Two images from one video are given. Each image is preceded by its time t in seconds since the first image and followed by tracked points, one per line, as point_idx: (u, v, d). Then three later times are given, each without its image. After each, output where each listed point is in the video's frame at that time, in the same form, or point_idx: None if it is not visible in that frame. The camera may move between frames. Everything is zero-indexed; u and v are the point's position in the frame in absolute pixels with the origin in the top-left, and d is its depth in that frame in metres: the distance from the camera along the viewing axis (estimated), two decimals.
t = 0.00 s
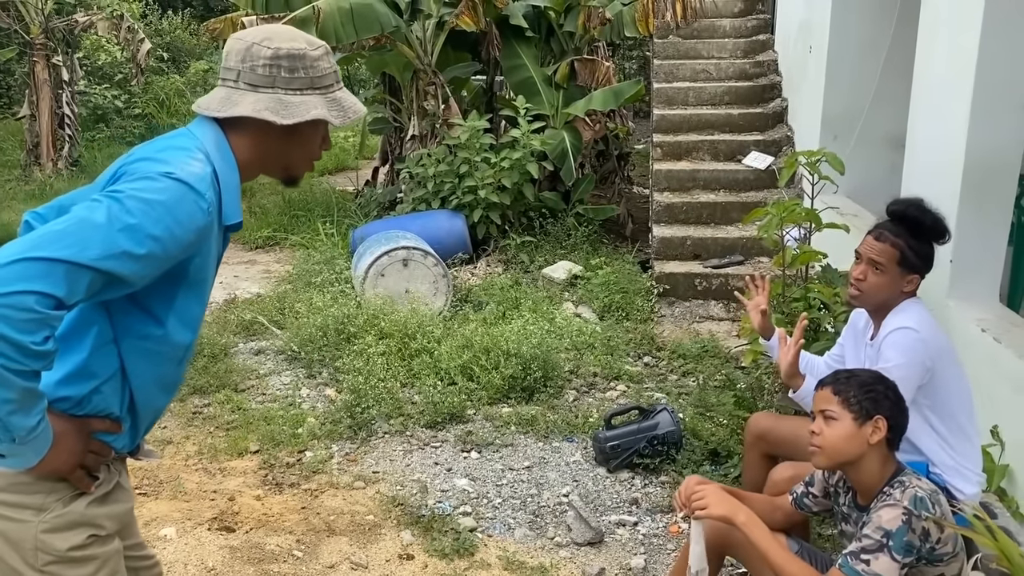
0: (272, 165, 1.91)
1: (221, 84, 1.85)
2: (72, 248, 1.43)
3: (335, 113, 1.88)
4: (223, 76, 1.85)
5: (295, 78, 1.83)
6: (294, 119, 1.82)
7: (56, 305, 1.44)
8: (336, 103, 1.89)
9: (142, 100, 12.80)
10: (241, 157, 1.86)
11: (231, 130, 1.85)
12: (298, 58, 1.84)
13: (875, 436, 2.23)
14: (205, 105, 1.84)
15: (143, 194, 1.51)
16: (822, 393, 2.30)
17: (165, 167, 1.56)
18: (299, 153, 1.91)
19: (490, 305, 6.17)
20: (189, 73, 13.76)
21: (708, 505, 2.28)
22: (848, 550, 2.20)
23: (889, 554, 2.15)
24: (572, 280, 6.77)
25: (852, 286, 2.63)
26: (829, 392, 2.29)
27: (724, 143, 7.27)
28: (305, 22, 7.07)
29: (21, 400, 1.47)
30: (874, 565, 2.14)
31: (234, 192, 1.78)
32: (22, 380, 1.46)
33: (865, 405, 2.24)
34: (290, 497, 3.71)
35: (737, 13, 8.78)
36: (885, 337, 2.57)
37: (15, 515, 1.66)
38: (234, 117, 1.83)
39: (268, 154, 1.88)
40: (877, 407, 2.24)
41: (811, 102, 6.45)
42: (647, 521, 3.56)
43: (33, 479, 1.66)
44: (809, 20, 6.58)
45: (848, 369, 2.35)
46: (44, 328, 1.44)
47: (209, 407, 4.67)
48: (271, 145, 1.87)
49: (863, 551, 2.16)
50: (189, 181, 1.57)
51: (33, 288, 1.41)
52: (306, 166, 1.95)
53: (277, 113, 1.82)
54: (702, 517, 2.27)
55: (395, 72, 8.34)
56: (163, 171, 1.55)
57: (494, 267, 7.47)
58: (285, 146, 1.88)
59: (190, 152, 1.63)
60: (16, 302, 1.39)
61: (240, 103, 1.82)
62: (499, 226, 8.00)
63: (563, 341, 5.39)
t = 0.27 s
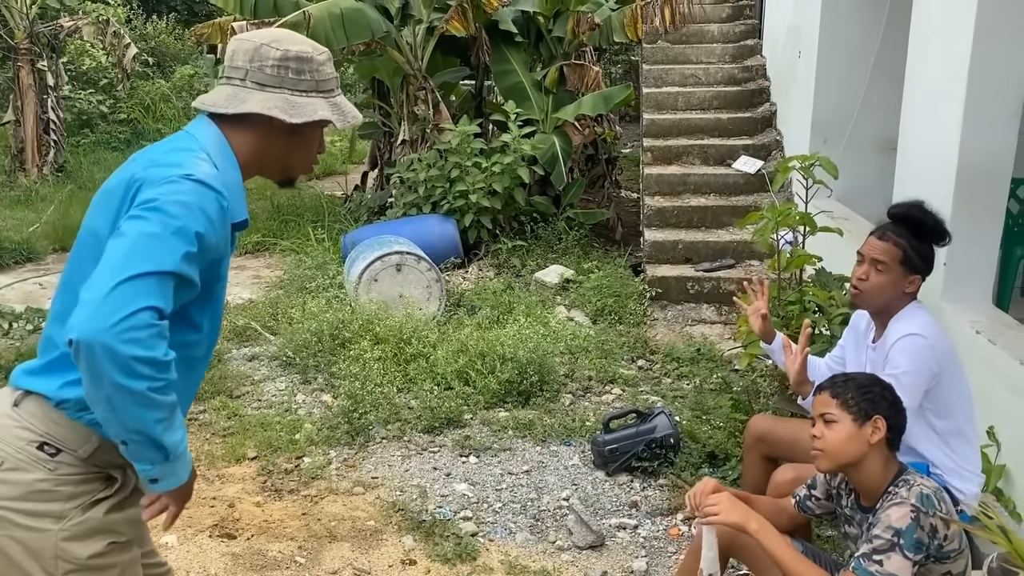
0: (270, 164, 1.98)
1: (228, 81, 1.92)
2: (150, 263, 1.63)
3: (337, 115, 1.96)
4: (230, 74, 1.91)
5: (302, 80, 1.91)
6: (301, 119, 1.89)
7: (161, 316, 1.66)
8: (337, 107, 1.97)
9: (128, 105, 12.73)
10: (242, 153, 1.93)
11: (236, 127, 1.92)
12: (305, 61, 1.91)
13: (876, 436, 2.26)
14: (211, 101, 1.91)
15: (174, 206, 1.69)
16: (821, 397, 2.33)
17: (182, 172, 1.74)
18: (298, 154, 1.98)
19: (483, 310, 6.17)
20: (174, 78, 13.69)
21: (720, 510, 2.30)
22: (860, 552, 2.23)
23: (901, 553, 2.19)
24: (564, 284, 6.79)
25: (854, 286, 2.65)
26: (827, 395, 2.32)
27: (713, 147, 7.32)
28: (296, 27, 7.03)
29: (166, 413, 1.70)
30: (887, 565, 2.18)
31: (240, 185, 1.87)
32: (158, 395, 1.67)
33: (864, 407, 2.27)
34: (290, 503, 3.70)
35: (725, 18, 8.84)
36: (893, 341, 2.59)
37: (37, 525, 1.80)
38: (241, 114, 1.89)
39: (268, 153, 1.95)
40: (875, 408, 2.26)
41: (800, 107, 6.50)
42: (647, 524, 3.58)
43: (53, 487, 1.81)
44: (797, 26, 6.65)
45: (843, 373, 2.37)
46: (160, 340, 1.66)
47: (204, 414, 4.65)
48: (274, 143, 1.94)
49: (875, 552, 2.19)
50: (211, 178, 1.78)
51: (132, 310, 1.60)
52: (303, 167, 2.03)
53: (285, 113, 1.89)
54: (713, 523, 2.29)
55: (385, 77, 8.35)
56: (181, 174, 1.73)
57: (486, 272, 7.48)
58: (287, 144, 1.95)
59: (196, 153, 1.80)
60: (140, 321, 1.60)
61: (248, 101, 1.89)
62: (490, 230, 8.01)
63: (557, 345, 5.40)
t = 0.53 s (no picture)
0: (284, 186, 1.93)
1: (240, 106, 1.87)
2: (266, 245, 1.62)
3: (349, 135, 1.91)
4: (241, 100, 1.86)
5: (313, 99, 1.86)
6: (315, 136, 1.84)
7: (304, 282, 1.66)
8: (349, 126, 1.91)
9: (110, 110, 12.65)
10: (256, 174, 1.89)
11: (250, 148, 1.87)
12: (315, 81, 1.86)
13: (878, 435, 2.29)
14: (225, 126, 1.86)
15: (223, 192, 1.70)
16: (822, 399, 2.36)
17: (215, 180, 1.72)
18: (311, 175, 1.93)
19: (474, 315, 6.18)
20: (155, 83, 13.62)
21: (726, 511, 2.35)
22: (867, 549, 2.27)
23: (908, 548, 2.22)
24: (554, 287, 6.81)
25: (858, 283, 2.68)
26: (828, 397, 2.35)
27: (701, 151, 7.37)
28: (285, 31, 6.99)
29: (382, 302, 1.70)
30: (895, 560, 2.22)
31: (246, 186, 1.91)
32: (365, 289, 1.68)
33: (864, 407, 2.30)
34: (291, 509, 3.70)
35: (710, 23, 8.91)
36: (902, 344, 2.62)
37: (43, 539, 1.80)
38: (255, 135, 1.85)
39: (285, 174, 1.90)
40: (876, 407, 2.30)
41: (787, 111, 6.57)
42: (647, 526, 3.61)
43: (58, 500, 1.81)
44: (784, 31, 6.71)
45: (845, 374, 2.40)
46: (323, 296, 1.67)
47: (199, 420, 4.64)
48: (288, 164, 1.89)
49: (883, 547, 2.23)
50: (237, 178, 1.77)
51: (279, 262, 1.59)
52: (315, 189, 1.98)
53: (298, 131, 1.84)
54: (722, 525, 2.35)
55: (373, 81, 8.34)
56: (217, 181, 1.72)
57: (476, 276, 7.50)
58: (301, 164, 1.90)
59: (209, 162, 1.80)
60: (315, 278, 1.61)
61: (263, 122, 1.84)
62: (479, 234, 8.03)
63: (550, 348, 5.43)
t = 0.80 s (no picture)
0: (300, 180, 2.02)
1: (250, 107, 1.96)
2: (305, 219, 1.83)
3: (356, 126, 2.00)
4: (251, 100, 1.96)
5: (318, 95, 1.95)
6: (324, 128, 1.94)
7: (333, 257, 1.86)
8: (353, 118, 2.00)
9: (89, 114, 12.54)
10: (272, 170, 1.98)
11: (264, 146, 1.96)
12: (319, 77, 1.95)
13: (877, 430, 2.34)
14: (238, 127, 1.96)
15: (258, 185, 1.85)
16: (821, 396, 2.40)
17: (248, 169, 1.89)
18: (323, 168, 2.03)
19: (465, 319, 6.20)
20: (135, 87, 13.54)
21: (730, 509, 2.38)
22: (870, 541, 2.31)
23: (909, 539, 2.27)
24: (543, 290, 6.85)
25: (861, 279, 2.73)
26: (828, 394, 2.39)
27: (687, 155, 7.44)
28: (272, 35, 6.98)
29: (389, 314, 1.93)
30: (897, 551, 2.25)
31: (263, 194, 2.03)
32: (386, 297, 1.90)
33: (863, 403, 2.34)
34: (291, 512, 3.71)
35: (693, 28, 9.00)
36: (905, 340, 2.68)
37: (82, 532, 1.85)
38: (266, 134, 1.94)
39: (297, 169, 1.99)
40: (875, 403, 2.34)
41: (772, 114, 6.65)
42: (644, 524, 3.65)
43: (97, 493, 1.87)
44: (769, 36, 6.79)
45: (843, 371, 2.45)
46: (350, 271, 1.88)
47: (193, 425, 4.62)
48: (301, 159, 1.98)
49: (885, 539, 2.27)
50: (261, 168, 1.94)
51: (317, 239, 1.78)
52: (328, 180, 2.07)
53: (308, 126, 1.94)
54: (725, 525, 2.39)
55: (359, 85, 8.35)
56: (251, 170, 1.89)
57: (464, 280, 7.53)
58: (312, 157, 1.99)
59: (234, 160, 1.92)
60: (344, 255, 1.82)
61: (272, 120, 1.93)
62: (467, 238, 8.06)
63: (543, 351, 5.46)
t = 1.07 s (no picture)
0: (320, 165, 2.06)
1: (270, 95, 1.99)
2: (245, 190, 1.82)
3: (374, 111, 2.04)
4: (271, 88, 1.99)
5: (337, 82, 1.99)
6: (344, 117, 1.97)
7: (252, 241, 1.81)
8: (371, 103, 2.05)
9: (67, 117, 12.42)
10: (293, 157, 2.02)
11: (284, 133, 1.99)
12: (338, 64, 2.00)
13: (872, 423, 2.38)
14: (257, 114, 1.98)
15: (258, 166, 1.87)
16: (818, 391, 2.44)
17: (260, 150, 1.92)
18: (342, 154, 2.06)
19: (453, 321, 6.20)
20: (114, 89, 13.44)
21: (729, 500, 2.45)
22: (868, 531, 2.35)
23: (907, 530, 2.31)
24: (530, 292, 6.87)
25: (853, 282, 2.79)
26: (824, 389, 2.43)
27: (672, 156, 7.50)
28: (258, 37, 6.98)
29: (276, 308, 1.86)
30: (895, 541, 2.29)
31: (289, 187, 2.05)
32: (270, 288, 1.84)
33: (858, 397, 2.38)
34: (286, 513, 3.71)
35: (676, 30, 9.07)
36: (901, 337, 2.73)
37: (130, 514, 1.92)
38: (287, 122, 1.97)
39: (317, 155, 2.03)
40: (870, 396, 2.38)
41: (756, 115, 6.72)
42: (639, 521, 3.68)
43: (144, 476, 1.94)
44: (752, 38, 6.86)
45: (837, 367, 2.49)
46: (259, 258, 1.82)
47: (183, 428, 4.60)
48: (321, 145, 2.01)
49: (883, 530, 2.31)
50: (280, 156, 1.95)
51: (222, 202, 1.77)
52: (346, 166, 2.10)
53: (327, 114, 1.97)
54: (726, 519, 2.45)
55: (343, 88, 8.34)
56: (262, 151, 1.91)
57: (451, 281, 7.54)
58: (332, 144, 2.03)
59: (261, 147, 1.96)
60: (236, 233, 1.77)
61: (293, 109, 1.96)
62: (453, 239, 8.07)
63: (533, 351, 5.48)
